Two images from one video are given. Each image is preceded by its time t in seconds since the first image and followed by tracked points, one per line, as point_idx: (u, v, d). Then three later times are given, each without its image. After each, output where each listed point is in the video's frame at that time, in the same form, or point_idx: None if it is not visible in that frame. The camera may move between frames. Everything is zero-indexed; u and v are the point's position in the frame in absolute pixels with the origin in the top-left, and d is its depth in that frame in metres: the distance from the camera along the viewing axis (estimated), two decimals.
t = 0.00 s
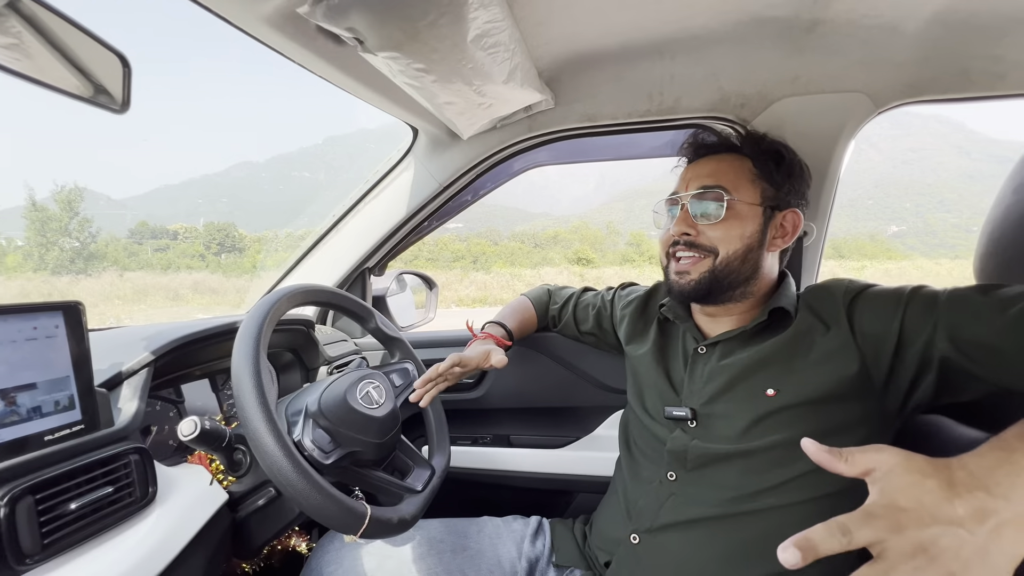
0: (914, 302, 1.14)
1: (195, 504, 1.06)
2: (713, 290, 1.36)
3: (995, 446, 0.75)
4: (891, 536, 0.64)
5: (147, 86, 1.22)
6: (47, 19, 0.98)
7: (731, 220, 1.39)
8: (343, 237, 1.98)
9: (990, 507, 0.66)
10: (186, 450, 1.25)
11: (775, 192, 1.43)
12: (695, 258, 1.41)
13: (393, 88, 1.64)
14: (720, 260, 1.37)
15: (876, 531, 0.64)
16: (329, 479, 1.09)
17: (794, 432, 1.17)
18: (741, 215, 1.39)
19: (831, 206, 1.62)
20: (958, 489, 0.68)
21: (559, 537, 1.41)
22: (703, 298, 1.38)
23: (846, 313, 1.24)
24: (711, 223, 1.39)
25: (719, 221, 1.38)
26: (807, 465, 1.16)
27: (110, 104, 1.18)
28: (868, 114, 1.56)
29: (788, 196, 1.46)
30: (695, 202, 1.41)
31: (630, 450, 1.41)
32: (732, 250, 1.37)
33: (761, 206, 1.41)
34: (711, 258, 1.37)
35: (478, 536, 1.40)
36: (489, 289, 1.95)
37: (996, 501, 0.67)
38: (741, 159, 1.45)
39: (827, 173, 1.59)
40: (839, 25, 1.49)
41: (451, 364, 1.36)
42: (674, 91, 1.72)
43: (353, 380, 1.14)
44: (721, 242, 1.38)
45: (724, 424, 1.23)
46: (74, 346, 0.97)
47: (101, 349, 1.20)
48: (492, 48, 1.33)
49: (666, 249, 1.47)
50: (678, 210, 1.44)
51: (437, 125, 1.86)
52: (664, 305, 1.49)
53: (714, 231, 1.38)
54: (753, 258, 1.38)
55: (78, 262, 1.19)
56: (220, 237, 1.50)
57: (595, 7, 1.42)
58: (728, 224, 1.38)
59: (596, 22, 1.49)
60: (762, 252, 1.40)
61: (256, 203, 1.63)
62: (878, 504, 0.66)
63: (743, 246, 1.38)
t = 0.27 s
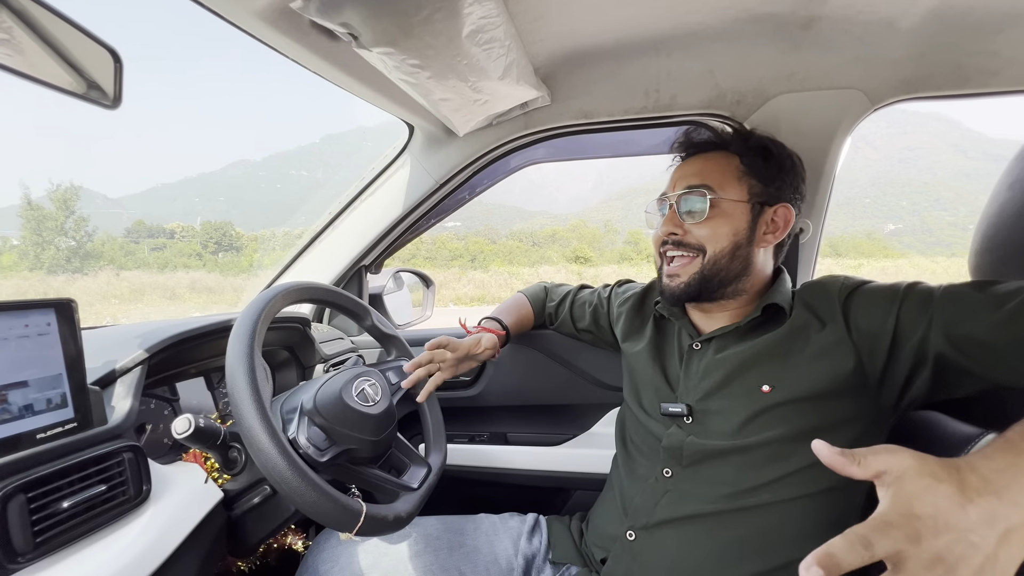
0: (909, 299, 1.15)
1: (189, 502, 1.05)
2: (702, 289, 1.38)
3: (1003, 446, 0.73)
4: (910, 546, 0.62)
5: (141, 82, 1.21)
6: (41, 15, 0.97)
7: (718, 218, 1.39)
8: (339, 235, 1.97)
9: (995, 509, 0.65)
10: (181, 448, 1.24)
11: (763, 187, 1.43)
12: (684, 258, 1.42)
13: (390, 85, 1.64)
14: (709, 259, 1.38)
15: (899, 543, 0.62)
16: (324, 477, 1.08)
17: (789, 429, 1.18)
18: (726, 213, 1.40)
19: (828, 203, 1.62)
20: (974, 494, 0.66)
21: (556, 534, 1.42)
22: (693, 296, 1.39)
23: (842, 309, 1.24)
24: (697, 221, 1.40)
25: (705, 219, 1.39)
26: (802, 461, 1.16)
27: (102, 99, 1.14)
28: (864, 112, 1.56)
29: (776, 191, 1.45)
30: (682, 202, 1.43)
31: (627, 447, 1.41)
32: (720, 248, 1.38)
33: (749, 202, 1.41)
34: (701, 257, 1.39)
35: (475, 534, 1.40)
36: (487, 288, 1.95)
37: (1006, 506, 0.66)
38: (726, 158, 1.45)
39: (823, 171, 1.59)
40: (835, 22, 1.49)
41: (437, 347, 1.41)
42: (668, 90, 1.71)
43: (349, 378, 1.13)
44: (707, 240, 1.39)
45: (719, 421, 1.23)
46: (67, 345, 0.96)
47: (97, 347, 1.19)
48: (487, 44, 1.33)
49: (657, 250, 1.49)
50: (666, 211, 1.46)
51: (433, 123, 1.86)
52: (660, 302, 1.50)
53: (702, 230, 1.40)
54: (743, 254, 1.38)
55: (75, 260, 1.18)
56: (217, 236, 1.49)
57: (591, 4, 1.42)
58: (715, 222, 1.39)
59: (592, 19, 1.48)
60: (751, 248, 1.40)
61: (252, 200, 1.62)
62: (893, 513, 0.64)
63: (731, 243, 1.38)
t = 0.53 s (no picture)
0: (906, 298, 1.15)
1: (188, 502, 1.05)
2: (700, 285, 1.38)
3: (995, 444, 0.73)
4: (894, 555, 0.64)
5: (138, 82, 1.20)
6: (39, 14, 0.97)
7: (715, 215, 1.40)
8: (337, 235, 1.97)
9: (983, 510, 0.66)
10: (180, 449, 1.24)
11: (765, 187, 1.43)
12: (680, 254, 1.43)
13: (389, 85, 1.63)
14: (700, 254, 1.39)
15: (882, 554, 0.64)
16: (323, 477, 1.08)
17: (787, 428, 1.18)
18: (726, 211, 1.40)
19: (825, 202, 1.63)
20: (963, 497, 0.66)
21: (554, 533, 1.42)
22: (690, 293, 1.40)
23: (839, 309, 1.25)
24: (697, 219, 1.41)
25: (705, 217, 1.40)
26: (799, 460, 1.17)
27: (100, 98, 1.15)
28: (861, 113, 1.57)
29: (778, 192, 1.45)
30: (681, 198, 1.44)
31: (625, 448, 1.42)
32: (713, 245, 1.39)
33: (749, 202, 1.42)
34: (691, 252, 1.40)
35: (474, 533, 1.40)
36: (484, 287, 1.96)
37: (994, 507, 0.66)
38: (732, 157, 1.46)
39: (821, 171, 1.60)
40: (833, 21, 1.50)
41: (429, 356, 1.42)
42: (666, 91, 1.71)
43: (348, 377, 1.13)
44: (706, 237, 1.39)
45: (717, 420, 1.24)
46: (65, 345, 0.96)
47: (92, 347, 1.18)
48: (485, 43, 1.33)
49: (656, 244, 1.51)
50: (666, 206, 1.48)
51: (432, 122, 1.86)
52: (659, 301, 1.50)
53: (700, 227, 1.40)
54: (735, 253, 1.38)
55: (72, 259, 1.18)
56: (215, 236, 1.49)
57: (590, 4, 1.42)
58: (711, 219, 1.40)
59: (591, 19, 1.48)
60: (748, 248, 1.40)
61: (250, 200, 1.62)
62: (880, 522, 0.65)
63: (728, 241, 1.39)
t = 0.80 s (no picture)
0: (901, 299, 1.15)
1: (186, 503, 1.05)
2: (702, 284, 1.38)
3: (986, 446, 0.74)
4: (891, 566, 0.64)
5: (134, 83, 1.19)
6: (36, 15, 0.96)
7: (717, 214, 1.40)
8: (334, 235, 1.97)
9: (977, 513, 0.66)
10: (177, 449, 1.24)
11: (769, 188, 1.44)
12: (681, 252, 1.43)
13: (386, 85, 1.63)
14: (702, 253, 1.39)
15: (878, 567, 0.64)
16: (321, 477, 1.08)
17: (784, 428, 1.18)
18: (728, 210, 1.41)
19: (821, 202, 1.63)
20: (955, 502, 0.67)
21: (552, 533, 1.42)
22: (691, 292, 1.40)
23: (836, 310, 1.25)
24: (699, 218, 1.41)
25: (707, 215, 1.41)
26: (796, 460, 1.17)
27: (96, 99, 1.14)
28: (856, 114, 1.57)
29: (783, 194, 1.46)
30: (686, 197, 1.44)
31: (624, 448, 1.42)
32: (715, 245, 1.39)
33: (751, 202, 1.42)
34: (693, 251, 1.40)
35: (472, 533, 1.40)
36: (482, 287, 1.97)
37: (989, 510, 0.66)
38: (738, 156, 1.46)
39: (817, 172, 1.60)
40: (829, 23, 1.50)
41: (429, 362, 1.39)
42: (662, 92, 1.72)
43: (346, 378, 1.13)
44: (708, 236, 1.39)
45: (715, 420, 1.24)
46: (61, 346, 0.96)
47: (89, 347, 1.18)
48: (483, 44, 1.33)
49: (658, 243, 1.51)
50: (670, 204, 1.49)
51: (429, 122, 1.86)
52: (658, 302, 1.51)
53: (702, 226, 1.41)
54: (737, 253, 1.39)
55: (68, 261, 1.17)
56: (210, 236, 1.49)
57: (587, 5, 1.42)
58: (714, 218, 1.40)
59: (588, 20, 1.49)
60: (749, 249, 1.40)
61: (246, 200, 1.62)
62: (875, 530, 0.66)
63: (730, 241, 1.39)
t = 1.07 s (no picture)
0: (896, 298, 1.16)
1: (178, 505, 1.04)
2: (699, 286, 1.38)
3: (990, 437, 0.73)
4: (905, 536, 0.62)
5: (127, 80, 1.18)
6: (27, 10, 0.96)
7: (714, 216, 1.40)
8: (330, 234, 1.96)
9: (982, 487, 0.64)
10: (170, 450, 1.23)
11: (763, 188, 1.44)
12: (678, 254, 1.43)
13: (382, 84, 1.63)
14: (700, 255, 1.39)
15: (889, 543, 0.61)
16: (315, 478, 1.08)
17: (780, 428, 1.18)
18: (724, 211, 1.41)
19: (816, 202, 1.64)
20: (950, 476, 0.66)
21: (548, 533, 1.42)
22: (688, 294, 1.40)
23: (831, 309, 1.25)
24: (695, 219, 1.41)
25: (703, 217, 1.41)
26: (791, 459, 1.17)
27: (88, 96, 1.14)
28: (851, 114, 1.58)
29: (778, 194, 1.46)
30: (680, 198, 1.44)
31: (620, 447, 1.42)
32: (712, 246, 1.39)
33: (747, 202, 1.42)
34: (691, 252, 1.40)
35: (468, 533, 1.40)
36: (478, 287, 1.96)
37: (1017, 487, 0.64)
38: (732, 156, 1.46)
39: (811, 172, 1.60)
40: (824, 23, 1.51)
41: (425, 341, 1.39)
42: (658, 92, 1.72)
43: (341, 378, 1.13)
44: (705, 237, 1.39)
45: (711, 420, 1.24)
46: (51, 346, 0.95)
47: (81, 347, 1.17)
48: (479, 43, 1.33)
49: (653, 245, 1.50)
50: (664, 206, 1.48)
51: (424, 121, 1.85)
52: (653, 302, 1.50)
53: (698, 228, 1.41)
54: (735, 253, 1.39)
55: (61, 259, 1.16)
56: (205, 236, 1.48)
57: (583, 4, 1.42)
58: (710, 219, 1.40)
59: (584, 19, 1.48)
60: (747, 249, 1.41)
61: (241, 199, 1.61)
62: (891, 510, 0.64)
63: (726, 242, 1.39)
